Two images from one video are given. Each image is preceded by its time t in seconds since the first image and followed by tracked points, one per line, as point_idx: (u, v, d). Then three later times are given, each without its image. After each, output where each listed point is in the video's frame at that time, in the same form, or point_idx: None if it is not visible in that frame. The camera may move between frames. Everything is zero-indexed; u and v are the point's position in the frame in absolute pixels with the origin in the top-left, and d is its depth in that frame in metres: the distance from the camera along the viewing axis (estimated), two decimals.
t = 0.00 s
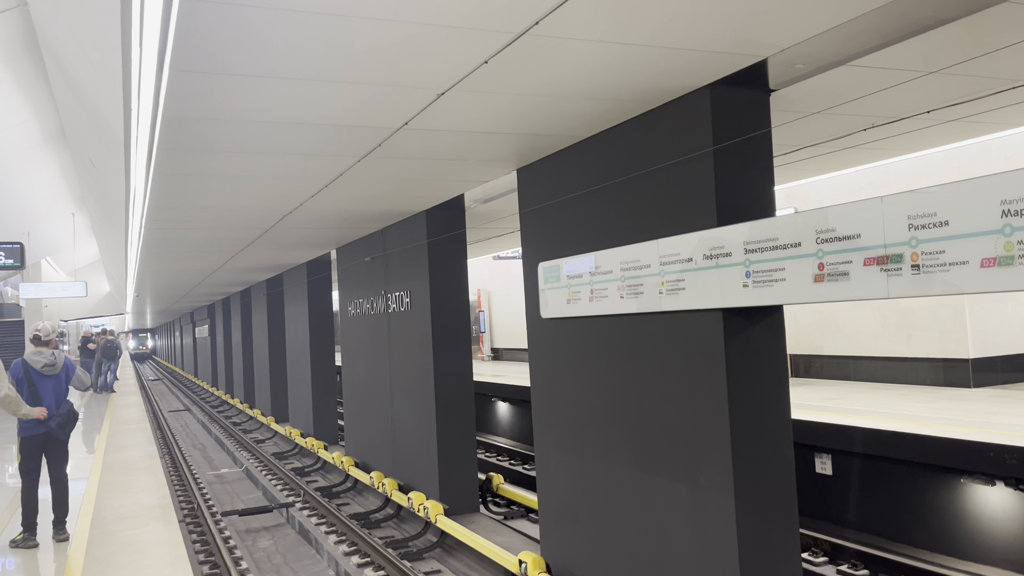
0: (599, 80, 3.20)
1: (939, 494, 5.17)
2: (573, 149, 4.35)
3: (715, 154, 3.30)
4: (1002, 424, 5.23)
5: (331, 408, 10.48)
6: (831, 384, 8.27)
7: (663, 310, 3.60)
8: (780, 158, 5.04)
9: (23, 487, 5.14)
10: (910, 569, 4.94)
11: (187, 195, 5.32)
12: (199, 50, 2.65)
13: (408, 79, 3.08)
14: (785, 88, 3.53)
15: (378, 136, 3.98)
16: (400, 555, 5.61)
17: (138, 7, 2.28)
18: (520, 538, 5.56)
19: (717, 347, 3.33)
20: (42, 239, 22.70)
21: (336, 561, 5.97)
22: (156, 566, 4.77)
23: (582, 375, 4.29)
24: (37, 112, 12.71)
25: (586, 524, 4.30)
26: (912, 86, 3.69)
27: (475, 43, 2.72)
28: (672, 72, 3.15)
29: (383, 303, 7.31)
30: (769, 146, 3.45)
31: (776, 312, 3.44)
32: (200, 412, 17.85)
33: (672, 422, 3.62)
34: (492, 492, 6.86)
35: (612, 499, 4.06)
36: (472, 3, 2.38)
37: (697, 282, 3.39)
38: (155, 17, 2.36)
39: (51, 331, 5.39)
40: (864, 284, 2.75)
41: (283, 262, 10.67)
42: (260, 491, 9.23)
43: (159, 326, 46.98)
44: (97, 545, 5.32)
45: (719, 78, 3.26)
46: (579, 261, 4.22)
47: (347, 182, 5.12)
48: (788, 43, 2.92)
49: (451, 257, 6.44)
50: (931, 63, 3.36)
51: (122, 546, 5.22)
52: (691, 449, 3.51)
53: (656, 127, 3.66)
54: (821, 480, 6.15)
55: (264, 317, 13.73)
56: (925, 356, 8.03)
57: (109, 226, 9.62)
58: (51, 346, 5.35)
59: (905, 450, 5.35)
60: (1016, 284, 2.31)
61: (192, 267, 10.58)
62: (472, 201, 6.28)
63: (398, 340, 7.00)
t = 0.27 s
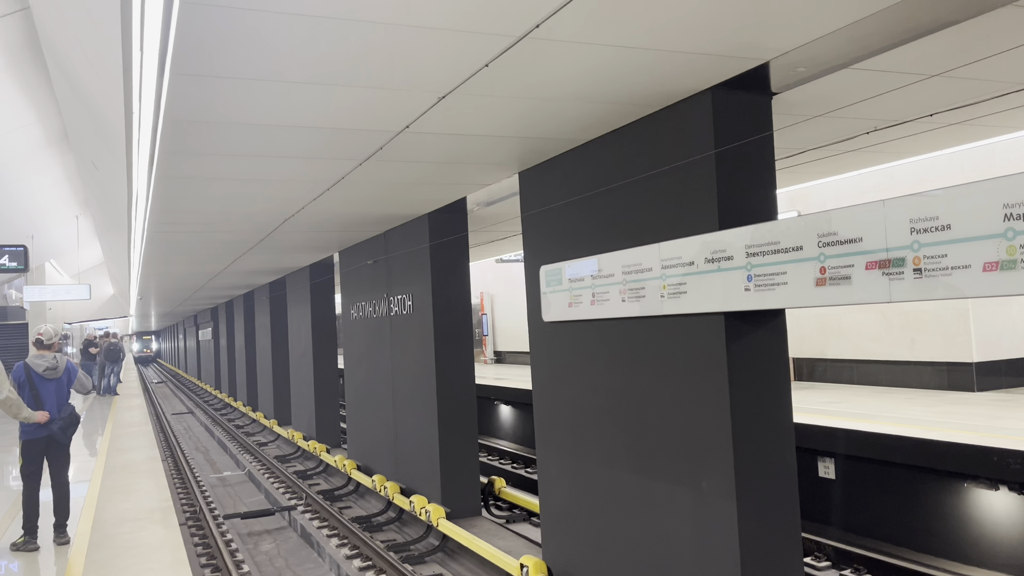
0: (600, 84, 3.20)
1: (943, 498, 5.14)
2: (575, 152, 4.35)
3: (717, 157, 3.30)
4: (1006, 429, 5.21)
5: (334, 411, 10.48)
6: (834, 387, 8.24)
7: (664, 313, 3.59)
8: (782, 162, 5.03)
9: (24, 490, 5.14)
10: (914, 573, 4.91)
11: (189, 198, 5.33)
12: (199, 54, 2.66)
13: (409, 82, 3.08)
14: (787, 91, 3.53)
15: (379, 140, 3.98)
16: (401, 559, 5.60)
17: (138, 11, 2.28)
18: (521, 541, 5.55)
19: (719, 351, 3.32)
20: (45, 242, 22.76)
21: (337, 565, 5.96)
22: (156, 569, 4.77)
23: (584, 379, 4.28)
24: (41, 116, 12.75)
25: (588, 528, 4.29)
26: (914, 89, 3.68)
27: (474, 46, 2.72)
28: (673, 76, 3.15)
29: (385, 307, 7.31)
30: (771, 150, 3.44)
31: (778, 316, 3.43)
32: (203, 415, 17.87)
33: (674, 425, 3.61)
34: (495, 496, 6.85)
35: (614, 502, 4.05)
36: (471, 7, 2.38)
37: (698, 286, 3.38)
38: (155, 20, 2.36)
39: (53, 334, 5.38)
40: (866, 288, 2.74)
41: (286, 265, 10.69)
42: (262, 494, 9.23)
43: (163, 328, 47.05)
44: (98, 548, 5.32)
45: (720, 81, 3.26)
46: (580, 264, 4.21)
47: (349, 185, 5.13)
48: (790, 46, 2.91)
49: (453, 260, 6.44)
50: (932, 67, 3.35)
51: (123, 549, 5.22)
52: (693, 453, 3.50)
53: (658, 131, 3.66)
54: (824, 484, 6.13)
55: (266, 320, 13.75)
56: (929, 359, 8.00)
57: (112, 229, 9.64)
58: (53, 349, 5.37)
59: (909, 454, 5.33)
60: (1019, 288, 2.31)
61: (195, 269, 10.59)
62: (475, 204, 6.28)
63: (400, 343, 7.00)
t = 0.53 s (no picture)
0: (598, 85, 3.20)
1: (943, 501, 5.13)
2: (574, 154, 4.35)
3: (716, 159, 3.30)
4: (1006, 432, 5.19)
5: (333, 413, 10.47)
6: (835, 390, 8.23)
7: (663, 316, 3.58)
8: (782, 164, 5.03)
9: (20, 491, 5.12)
10: None
11: (188, 200, 5.33)
12: (196, 55, 2.65)
13: (406, 84, 3.08)
14: (786, 94, 3.52)
15: (377, 141, 3.98)
16: (400, 561, 5.59)
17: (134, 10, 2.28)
18: (520, 544, 5.54)
19: (718, 354, 3.31)
20: (46, 243, 22.78)
21: (336, 567, 5.95)
22: (153, 571, 4.76)
23: (583, 381, 4.27)
24: (41, 117, 12.76)
25: (586, 531, 4.27)
26: (914, 91, 3.68)
27: (472, 48, 2.72)
28: (671, 78, 3.14)
29: (385, 308, 7.31)
30: (770, 152, 3.44)
31: (776, 319, 3.43)
32: (203, 417, 17.86)
33: (673, 428, 3.60)
34: (494, 498, 6.84)
35: (612, 505, 4.04)
36: (468, 8, 2.37)
37: (697, 288, 3.37)
38: (151, 20, 2.36)
39: (52, 335, 5.37)
40: (864, 290, 2.73)
41: (286, 267, 10.69)
42: (261, 495, 9.22)
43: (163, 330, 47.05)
44: (96, 550, 5.31)
45: (719, 83, 3.26)
46: (579, 267, 4.21)
47: (348, 187, 5.13)
48: (789, 48, 2.91)
49: (452, 262, 6.43)
50: (931, 69, 3.35)
51: (121, 551, 5.21)
52: (691, 456, 3.49)
53: (656, 133, 3.65)
54: (823, 487, 6.12)
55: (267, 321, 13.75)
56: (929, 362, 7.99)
57: (112, 230, 9.65)
58: (51, 351, 5.35)
59: (908, 457, 5.31)
60: (1017, 291, 2.30)
61: (194, 271, 10.59)
62: (474, 207, 6.27)
63: (399, 345, 6.99)
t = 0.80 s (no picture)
0: (595, 86, 3.20)
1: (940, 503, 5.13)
2: (572, 155, 4.35)
3: (713, 159, 3.29)
4: (1003, 434, 5.19)
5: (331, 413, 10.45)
6: (832, 392, 8.23)
7: (660, 316, 3.58)
8: (780, 165, 5.03)
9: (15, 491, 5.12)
10: None
11: (184, 199, 5.32)
12: (191, 54, 2.65)
13: (403, 83, 3.07)
14: (783, 94, 3.52)
15: (374, 141, 3.97)
16: (397, 561, 5.58)
17: (129, 9, 2.27)
18: (517, 544, 5.54)
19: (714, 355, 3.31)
20: (43, 243, 22.76)
21: (332, 568, 5.94)
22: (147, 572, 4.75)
23: (579, 382, 4.27)
24: (38, 116, 12.75)
25: (583, 532, 4.27)
26: (911, 92, 3.68)
27: (468, 48, 2.71)
28: (669, 78, 3.14)
29: (383, 309, 7.30)
30: (766, 152, 3.44)
31: (773, 319, 3.42)
32: (200, 417, 17.83)
33: (669, 429, 3.60)
34: (491, 498, 6.83)
35: (609, 506, 4.03)
36: (464, 8, 2.37)
37: (694, 289, 3.37)
38: (146, 19, 2.35)
39: (48, 334, 5.32)
40: (861, 291, 2.73)
41: (284, 267, 10.68)
42: (258, 496, 9.20)
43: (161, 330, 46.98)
44: (91, 550, 5.30)
45: (717, 84, 3.26)
46: (577, 267, 4.20)
47: (344, 186, 5.12)
48: (786, 49, 2.90)
49: (450, 262, 6.42)
50: (928, 70, 3.35)
51: (116, 551, 5.20)
52: (688, 457, 3.48)
53: (654, 133, 3.65)
54: (820, 488, 6.12)
55: (264, 322, 13.74)
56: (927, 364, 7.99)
57: (109, 230, 9.63)
58: (46, 350, 5.32)
59: (905, 459, 5.31)
60: (1013, 292, 2.30)
61: (192, 271, 10.58)
62: (472, 207, 6.27)
63: (397, 345, 6.98)
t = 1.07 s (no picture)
0: (593, 83, 3.19)
1: (938, 502, 5.13)
2: (571, 153, 4.34)
3: (712, 158, 3.29)
4: (1002, 433, 5.19)
5: (330, 412, 10.45)
6: (831, 391, 8.23)
7: (659, 315, 3.58)
8: (779, 164, 5.02)
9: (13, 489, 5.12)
10: None
11: (183, 198, 5.32)
12: (189, 52, 2.64)
13: (401, 81, 3.07)
14: (782, 93, 3.52)
15: (373, 139, 3.97)
16: (395, 560, 5.58)
17: (127, 7, 2.27)
18: (516, 544, 5.53)
19: (714, 354, 3.30)
20: (43, 241, 22.75)
21: (331, 567, 5.93)
22: (145, 570, 4.75)
23: (579, 381, 4.26)
24: (37, 114, 12.73)
25: (582, 532, 4.26)
26: (911, 91, 3.67)
27: (467, 45, 2.71)
28: (667, 76, 3.14)
29: (382, 307, 7.29)
30: (766, 151, 3.43)
31: (772, 319, 3.42)
32: (200, 415, 17.84)
33: (668, 429, 3.59)
34: (490, 497, 6.84)
35: (607, 506, 4.03)
36: (462, 6, 2.37)
37: (693, 288, 3.36)
38: (144, 17, 2.35)
39: (46, 332, 5.31)
40: (859, 290, 2.73)
41: (283, 266, 10.67)
42: (257, 495, 9.20)
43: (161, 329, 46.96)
44: (89, 549, 5.29)
45: (716, 82, 3.25)
46: (575, 266, 4.20)
47: (343, 185, 5.12)
48: (785, 48, 2.90)
49: (449, 261, 6.42)
50: (927, 69, 3.34)
51: (113, 550, 5.20)
52: (686, 457, 3.48)
53: (653, 133, 3.64)
54: (819, 488, 6.12)
55: (263, 320, 13.73)
56: (926, 363, 7.99)
57: (107, 228, 9.63)
58: (44, 347, 5.33)
59: (904, 457, 5.31)
60: (1012, 291, 2.29)
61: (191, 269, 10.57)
62: (472, 205, 6.27)
63: (396, 344, 6.98)
